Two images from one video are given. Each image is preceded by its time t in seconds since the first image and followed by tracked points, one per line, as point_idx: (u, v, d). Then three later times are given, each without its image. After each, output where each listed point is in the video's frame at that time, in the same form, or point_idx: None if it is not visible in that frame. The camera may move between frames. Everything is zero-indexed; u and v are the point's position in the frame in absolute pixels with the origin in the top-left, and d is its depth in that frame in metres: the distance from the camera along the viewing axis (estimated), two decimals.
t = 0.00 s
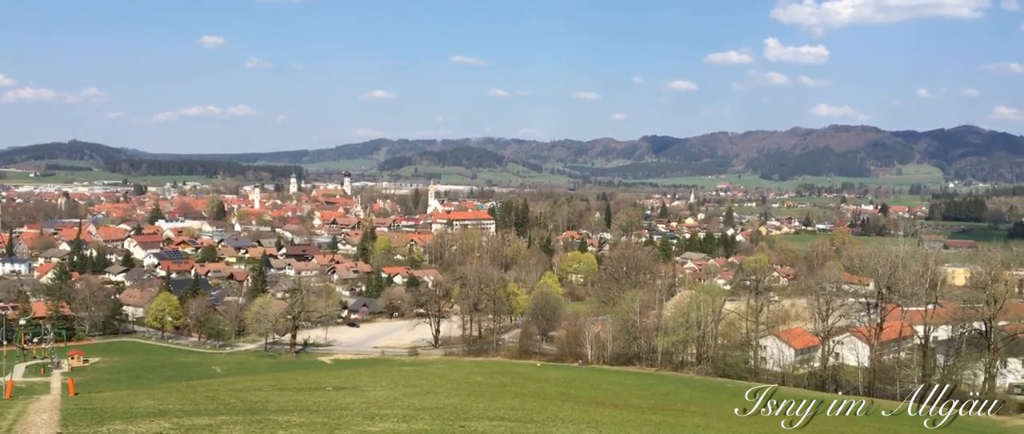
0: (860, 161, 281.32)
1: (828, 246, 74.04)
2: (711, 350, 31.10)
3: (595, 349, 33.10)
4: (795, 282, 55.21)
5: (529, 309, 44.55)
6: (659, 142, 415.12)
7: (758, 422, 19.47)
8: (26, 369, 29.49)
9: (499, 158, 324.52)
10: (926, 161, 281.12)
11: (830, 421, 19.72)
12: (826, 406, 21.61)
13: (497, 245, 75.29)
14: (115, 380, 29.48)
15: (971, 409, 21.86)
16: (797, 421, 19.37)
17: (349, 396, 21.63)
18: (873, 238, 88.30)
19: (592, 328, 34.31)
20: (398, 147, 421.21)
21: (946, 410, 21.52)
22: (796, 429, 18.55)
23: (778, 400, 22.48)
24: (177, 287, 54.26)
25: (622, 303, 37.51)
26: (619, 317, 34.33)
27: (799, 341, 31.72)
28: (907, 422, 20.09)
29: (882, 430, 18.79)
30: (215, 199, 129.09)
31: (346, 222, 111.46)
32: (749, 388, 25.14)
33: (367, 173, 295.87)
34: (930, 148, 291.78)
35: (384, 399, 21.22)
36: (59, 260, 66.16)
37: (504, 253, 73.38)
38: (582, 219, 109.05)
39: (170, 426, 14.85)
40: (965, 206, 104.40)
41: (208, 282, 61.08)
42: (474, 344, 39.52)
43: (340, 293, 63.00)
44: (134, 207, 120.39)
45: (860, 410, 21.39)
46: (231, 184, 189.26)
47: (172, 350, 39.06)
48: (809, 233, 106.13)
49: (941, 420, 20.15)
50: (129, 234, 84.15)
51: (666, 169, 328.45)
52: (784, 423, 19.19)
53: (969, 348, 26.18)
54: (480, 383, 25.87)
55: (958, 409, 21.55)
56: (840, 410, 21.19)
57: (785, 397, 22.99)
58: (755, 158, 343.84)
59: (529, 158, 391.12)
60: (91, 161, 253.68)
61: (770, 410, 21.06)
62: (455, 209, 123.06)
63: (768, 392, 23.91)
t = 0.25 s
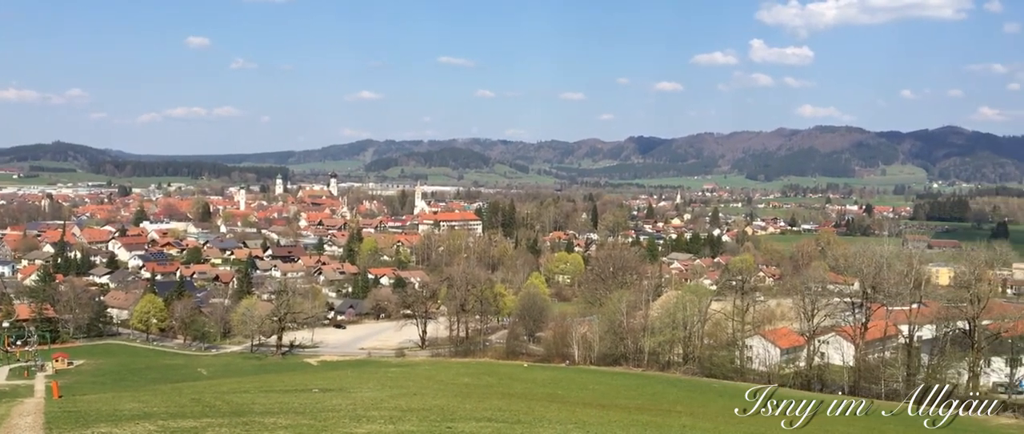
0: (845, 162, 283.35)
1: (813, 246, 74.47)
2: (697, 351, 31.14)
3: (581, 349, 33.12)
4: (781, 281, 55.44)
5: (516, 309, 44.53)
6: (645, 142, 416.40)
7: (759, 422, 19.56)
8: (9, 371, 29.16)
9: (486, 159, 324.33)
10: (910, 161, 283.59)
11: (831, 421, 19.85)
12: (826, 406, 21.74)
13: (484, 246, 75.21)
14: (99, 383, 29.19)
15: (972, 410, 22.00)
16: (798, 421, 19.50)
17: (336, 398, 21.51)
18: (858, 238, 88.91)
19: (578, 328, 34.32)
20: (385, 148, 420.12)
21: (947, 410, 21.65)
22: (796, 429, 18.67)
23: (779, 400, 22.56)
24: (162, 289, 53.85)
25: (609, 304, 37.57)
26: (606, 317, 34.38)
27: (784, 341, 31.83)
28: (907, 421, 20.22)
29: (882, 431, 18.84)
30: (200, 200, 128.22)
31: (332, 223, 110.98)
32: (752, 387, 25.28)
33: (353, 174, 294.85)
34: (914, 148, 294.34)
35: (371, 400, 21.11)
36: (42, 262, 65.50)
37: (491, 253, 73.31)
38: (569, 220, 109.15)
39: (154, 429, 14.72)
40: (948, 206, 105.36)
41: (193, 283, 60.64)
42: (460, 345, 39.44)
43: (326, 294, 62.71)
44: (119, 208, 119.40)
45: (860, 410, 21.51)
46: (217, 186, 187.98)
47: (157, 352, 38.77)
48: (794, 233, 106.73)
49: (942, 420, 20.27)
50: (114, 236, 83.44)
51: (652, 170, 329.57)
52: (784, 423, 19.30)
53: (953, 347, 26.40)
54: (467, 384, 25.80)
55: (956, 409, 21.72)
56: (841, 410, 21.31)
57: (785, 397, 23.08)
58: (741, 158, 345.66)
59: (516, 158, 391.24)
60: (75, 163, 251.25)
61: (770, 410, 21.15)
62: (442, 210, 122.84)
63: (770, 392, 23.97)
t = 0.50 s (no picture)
0: (827, 162, 285.91)
1: (795, 246, 75.04)
2: (680, 350, 31.18)
3: (566, 350, 33.13)
4: (763, 281, 55.83)
5: (500, 310, 44.53)
6: (629, 143, 417.88)
7: (759, 421, 19.62)
8: None
9: (469, 160, 324.03)
10: (891, 161, 286.67)
11: (832, 421, 19.95)
12: (825, 406, 21.84)
13: (468, 247, 75.14)
14: (81, 385, 28.81)
15: (971, 409, 22.10)
16: (798, 421, 19.61)
17: (319, 400, 21.37)
18: (839, 238, 89.74)
19: (563, 329, 34.34)
20: (368, 149, 418.66)
21: (947, 410, 21.76)
22: (795, 429, 18.76)
23: (778, 400, 22.61)
24: (144, 291, 53.33)
25: (593, 304, 37.64)
26: (590, 318, 34.45)
27: (766, 340, 32.00)
28: (907, 422, 20.28)
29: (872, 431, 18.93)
30: (183, 202, 127.15)
31: (316, 224, 110.41)
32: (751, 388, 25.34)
33: (337, 175, 293.59)
34: (895, 148, 297.59)
35: (355, 402, 20.98)
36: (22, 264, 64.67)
37: (475, 254, 73.24)
38: (553, 220, 109.30)
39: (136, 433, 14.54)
40: (929, 207, 106.55)
41: (175, 285, 60.09)
42: (445, 346, 39.37)
43: (310, 296, 62.38)
44: (100, 210, 118.20)
45: (859, 410, 21.60)
46: (199, 187, 186.44)
47: (139, 355, 38.38)
48: (777, 233, 107.52)
49: (941, 420, 20.34)
50: (95, 238, 82.55)
51: (636, 170, 330.91)
52: (784, 423, 19.38)
53: (934, 346, 26.65)
54: (451, 385, 25.72)
55: (956, 409, 21.76)
56: (840, 410, 21.40)
57: (785, 397, 23.14)
58: (723, 159, 347.71)
59: (500, 159, 391.32)
60: (55, 164, 248.41)
61: (769, 410, 21.21)
62: (426, 211, 122.57)
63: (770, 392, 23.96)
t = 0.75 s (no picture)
0: (810, 162, 287.99)
1: (779, 246, 75.53)
2: (664, 349, 31.26)
3: (551, 350, 33.15)
4: (747, 281, 56.12)
5: (485, 311, 44.48)
6: (613, 143, 418.98)
7: (758, 421, 19.65)
8: None
9: (454, 160, 323.52)
10: (873, 161, 289.36)
11: (832, 421, 19.98)
12: (825, 407, 21.86)
13: (453, 248, 75.00)
14: (62, 388, 28.44)
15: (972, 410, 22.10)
16: (798, 421, 19.64)
17: (304, 401, 21.23)
18: (822, 238, 90.40)
19: (547, 329, 34.37)
20: (353, 149, 417.04)
21: (947, 409, 21.80)
22: (794, 428, 18.79)
23: (778, 400, 22.63)
24: (126, 293, 52.77)
25: (577, 304, 37.67)
26: (575, 318, 34.45)
27: (750, 339, 32.17)
28: (907, 422, 20.22)
29: (856, 429, 19.05)
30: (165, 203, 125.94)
31: (300, 225, 109.78)
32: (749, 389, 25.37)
33: (321, 176, 292.06)
34: (877, 148, 300.38)
35: (339, 403, 20.86)
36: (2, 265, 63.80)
37: (460, 255, 73.11)
38: (538, 221, 109.36)
39: None
40: (910, 206, 107.68)
41: (157, 287, 59.50)
42: (429, 347, 39.26)
43: (293, 297, 62.00)
44: (81, 211, 116.93)
45: (859, 410, 21.60)
46: (181, 188, 184.76)
47: (121, 357, 37.93)
48: (760, 233, 108.19)
49: (940, 420, 20.32)
50: (76, 239, 81.62)
51: (621, 170, 331.88)
52: (784, 422, 19.41)
53: (915, 345, 26.90)
54: (436, 385, 25.66)
55: (955, 409, 21.74)
56: (840, 410, 21.41)
57: (785, 397, 23.16)
58: (707, 159, 349.52)
59: (485, 159, 391.05)
60: (34, 165, 245.29)
61: (769, 410, 21.23)
62: (410, 212, 122.13)
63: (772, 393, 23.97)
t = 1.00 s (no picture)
0: (788, 162, 290.58)
1: (758, 245, 76.14)
2: (645, 349, 31.36)
3: (532, 350, 33.13)
4: (727, 280, 56.52)
5: (466, 311, 44.41)
6: (594, 143, 420.27)
7: (758, 421, 19.59)
8: None
9: (434, 160, 322.70)
10: (850, 161, 292.61)
11: (831, 420, 19.94)
12: (826, 406, 21.81)
13: (433, 248, 74.81)
14: (39, 391, 27.95)
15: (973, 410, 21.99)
16: (797, 421, 19.61)
17: (284, 403, 21.04)
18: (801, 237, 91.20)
19: (529, 329, 34.37)
20: (332, 149, 414.72)
21: (947, 410, 21.75)
22: (795, 428, 18.74)
23: (778, 400, 22.57)
24: (103, 294, 52.04)
25: (559, 304, 37.70)
26: (556, 317, 34.46)
27: (731, 338, 32.33)
28: (907, 422, 20.10)
29: (833, 425, 19.16)
30: (142, 203, 124.39)
31: (279, 226, 108.97)
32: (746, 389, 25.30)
33: (301, 176, 290.15)
34: (854, 148, 303.80)
35: (320, 404, 20.69)
36: None
37: (441, 255, 72.94)
38: (518, 220, 109.42)
39: None
40: (887, 205, 109.08)
41: (135, 288, 58.73)
42: (411, 347, 39.10)
43: (273, 298, 61.50)
44: (57, 212, 115.23)
45: (860, 410, 21.53)
46: (159, 188, 182.69)
47: (99, 359, 37.39)
48: (740, 232, 109.03)
49: (942, 420, 20.22)
50: (52, 240, 80.40)
51: (601, 170, 332.93)
52: (783, 422, 19.37)
53: (894, 343, 27.15)
54: (417, 386, 25.54)
55: (956, 410, 21.87)
56: (842, 410, 21.34)
57: (785, 397, 23.11)
58: (687, 159, 351.66)
59: (465, 159, 390.74)
60: (8, 165, 241.43)
61: (769, 410, 21.20)
62: (390, 212, 121.62)
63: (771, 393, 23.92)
